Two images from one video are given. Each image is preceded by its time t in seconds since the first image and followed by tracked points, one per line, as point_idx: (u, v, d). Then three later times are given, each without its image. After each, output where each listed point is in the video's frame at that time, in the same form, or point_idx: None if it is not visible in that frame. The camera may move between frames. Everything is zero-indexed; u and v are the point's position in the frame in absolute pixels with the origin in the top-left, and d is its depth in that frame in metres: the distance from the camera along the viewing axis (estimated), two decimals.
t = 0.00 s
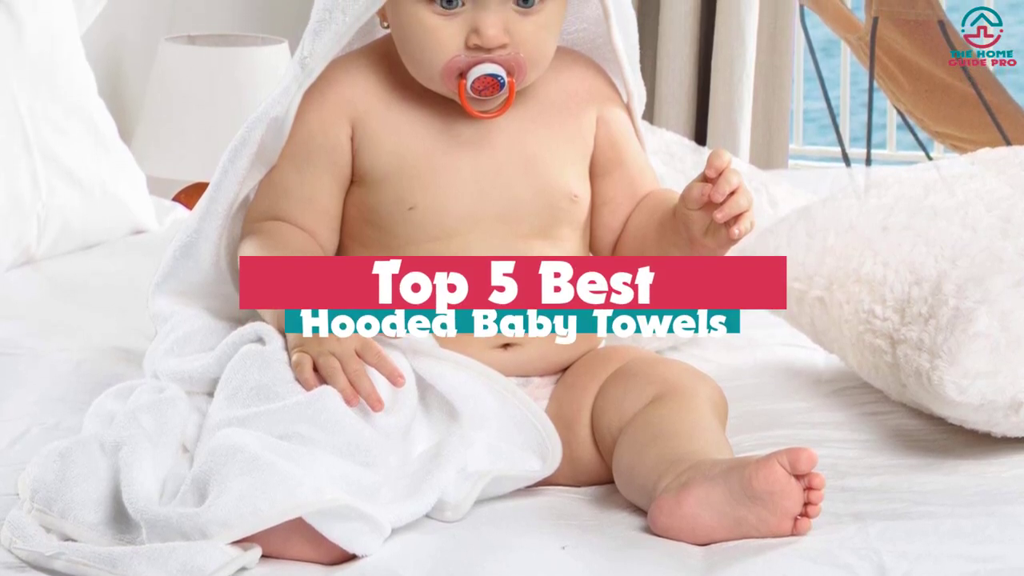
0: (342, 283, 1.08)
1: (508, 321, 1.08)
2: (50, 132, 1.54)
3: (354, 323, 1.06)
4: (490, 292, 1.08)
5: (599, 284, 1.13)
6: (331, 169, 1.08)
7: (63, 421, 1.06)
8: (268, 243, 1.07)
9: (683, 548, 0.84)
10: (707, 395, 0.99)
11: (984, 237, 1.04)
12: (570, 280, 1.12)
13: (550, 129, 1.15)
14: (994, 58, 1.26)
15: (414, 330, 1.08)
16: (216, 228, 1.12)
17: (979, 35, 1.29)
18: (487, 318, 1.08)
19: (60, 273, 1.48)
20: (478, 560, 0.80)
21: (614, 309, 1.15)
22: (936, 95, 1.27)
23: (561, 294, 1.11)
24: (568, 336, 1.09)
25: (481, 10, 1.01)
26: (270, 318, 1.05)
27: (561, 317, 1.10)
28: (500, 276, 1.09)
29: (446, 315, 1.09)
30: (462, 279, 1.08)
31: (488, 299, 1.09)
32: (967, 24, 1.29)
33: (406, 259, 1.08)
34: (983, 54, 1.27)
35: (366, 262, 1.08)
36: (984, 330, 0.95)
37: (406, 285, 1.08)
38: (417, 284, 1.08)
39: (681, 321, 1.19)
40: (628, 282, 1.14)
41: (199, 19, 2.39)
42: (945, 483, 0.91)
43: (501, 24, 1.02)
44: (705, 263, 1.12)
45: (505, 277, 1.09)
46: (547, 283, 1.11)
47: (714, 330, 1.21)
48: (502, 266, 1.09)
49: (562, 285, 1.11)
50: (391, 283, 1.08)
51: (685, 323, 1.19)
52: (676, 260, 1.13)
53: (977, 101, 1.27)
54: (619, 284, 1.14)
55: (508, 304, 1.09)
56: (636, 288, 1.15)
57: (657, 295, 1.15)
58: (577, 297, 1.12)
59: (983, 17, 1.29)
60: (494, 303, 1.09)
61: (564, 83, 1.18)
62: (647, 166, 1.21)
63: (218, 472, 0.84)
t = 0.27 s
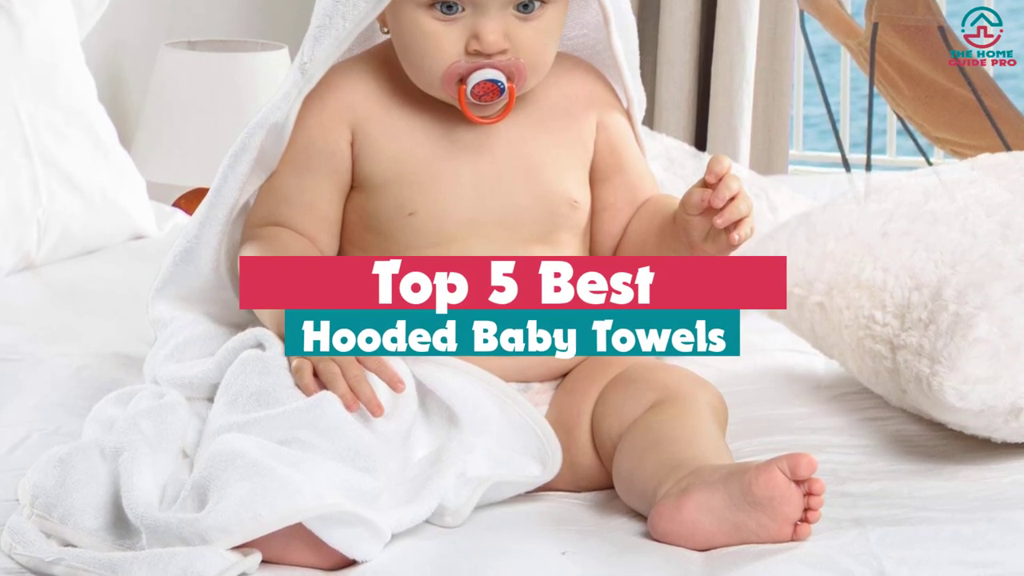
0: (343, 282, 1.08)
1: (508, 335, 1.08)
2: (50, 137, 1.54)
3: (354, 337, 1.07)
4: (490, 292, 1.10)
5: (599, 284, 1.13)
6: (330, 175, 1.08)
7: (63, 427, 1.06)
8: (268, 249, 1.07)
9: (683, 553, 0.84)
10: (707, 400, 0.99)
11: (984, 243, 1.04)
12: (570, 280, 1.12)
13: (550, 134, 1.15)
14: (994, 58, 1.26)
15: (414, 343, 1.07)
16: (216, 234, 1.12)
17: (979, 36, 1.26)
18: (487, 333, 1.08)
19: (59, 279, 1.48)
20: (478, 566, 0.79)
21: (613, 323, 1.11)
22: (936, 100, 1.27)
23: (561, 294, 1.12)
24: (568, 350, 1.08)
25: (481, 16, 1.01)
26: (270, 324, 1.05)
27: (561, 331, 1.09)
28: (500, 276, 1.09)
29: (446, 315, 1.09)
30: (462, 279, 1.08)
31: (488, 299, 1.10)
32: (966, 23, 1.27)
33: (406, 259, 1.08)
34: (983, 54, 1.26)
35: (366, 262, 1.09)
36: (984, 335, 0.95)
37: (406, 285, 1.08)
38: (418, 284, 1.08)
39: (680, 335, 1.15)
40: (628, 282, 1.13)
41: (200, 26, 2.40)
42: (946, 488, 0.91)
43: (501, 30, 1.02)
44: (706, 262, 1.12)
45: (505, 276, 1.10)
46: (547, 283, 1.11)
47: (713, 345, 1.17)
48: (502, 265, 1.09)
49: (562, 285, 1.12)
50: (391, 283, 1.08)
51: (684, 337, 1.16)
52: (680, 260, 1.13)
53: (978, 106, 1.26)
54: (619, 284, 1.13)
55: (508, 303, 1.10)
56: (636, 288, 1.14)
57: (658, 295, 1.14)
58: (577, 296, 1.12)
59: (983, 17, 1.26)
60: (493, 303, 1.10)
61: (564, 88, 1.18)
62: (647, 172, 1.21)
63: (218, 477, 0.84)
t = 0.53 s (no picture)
0: (343, 282, 1.08)
1: (508, 335, 1.09)
2: (50, 143, 1.55)
3: (354, 337, 1.06)
4: (490, 292, 1.09)
5: (599, 284, 1.13)
6: (330, 181, 1.08)
7: (63, 432, 1.06)
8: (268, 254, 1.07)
9: (683, 559, 0.84)
10: (707, 406, 0.99)
11: (983, 248, 1.04)
12: (570, 280, 1.12)
13: (550, 140, 1.15)
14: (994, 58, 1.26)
15: (414, 344, 1.08)
16: (216, 240, 1.12)
17: (979, 36, 1.27)
18: (487, 334, 1.09)
19: (59, 284, 1.48)
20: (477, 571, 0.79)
21: (613, 323, 1.11)
22: (936, 106, 1.27)
23: (561, 294, 1.12)
24: (568, 351, 1.08)
25: (481, 22, 1.01)
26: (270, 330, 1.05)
27: (561, 332, 1.09)
28: (500, 276, 1.09)
29: (446, 315, 1.10)
30: (462, 279, 1.08)
31: (488, 299, 1.10)
32: (966, 23, 1.28)
33: (407, 259, 1.08)
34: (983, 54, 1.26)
35: (366, 261, 1.08)
36: (984, 341, 0.95)
37: (406, 285, 1.08)
38: (418, 284, 1.08)
39: (680, 336, 1.13)
40: (628, 282, 1.13)
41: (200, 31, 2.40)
42: (946, 494, 0.91)
43: (501, 35, 1.02)
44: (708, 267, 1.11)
45: (505, 277, 1.09)
46: (547, 283, 1.11)
47: (713, 347, 1.15)
48: (502, 265, 1.09)
49: (562, 285, 1.12)
50: (391, 283, 1.08)
51: (684, 338, 1.13)
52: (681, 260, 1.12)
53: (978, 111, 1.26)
54: (619, 284, 1.14)
55: (508, 303, 1.10)
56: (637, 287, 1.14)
57: (657, 295, 1.14)
58: (577, 296, 1.12)
59: (982, 17, 1.27)
60: (493, 303, 1.10)
61: (564, 93, 1.18)
62: (647, 177, 1.21)
63: (218, 483, 0.84)
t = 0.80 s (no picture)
0: (342, 283, 1.08)
1: (508, 336, 1.08)
2: (50, 150, 1.55)
3: (354, 337, 1.05)
4: (490, 292, 1.10)
5: (599, 285, 1.13)
6: (330, 187, 1.08)
7: (62, 439, 1.06)
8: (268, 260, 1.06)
9: (683, 566, 0.84)
10: (707, 412, 0.99)
11: (984, 255, 1.04)
12: (570, 280, 1.12)
13: (550, 146, 1.15)
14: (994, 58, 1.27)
15: (413, 344, 1.07)
16: (216, 246, 1.13)
17: (979, 36, 1.26)
18: (487, 334, 1.08)
19: (59, 291, 1.48)
20: None
21: (614, 323, 1.12)
22: (936, 112, 1.27)
23: (561, 294, 1.12)
24: (568, 351, 1.09)
25: (481, 29, 1.01)
26: (270, 337, 1.05)
27: (561, 332, 1.10)
28: (500, 276, 1.09)
29: (446, 314, 1.09)
30: (462, 279, 1.08)
31: (488, 299, 1.10)
32: (967, 24, 1.27)
33: (407, 259, 1.08)
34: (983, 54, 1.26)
35: (366, 261, 1.08)
36: (984, 347, 0.95)
37: (406, 284, 1.08)
38: (418, 284, 1.08)
39: (680, 336, 1.15)
40: (628, 282, 1.14)
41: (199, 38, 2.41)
42: (946, 500, 0.91)
43: (501, 42, 1.02)
44: (712, 266, 1.10)
45: (505, 276, 1.09)
46: (547, 283, 1.11)
47: (713, 347, 1.17)
48: (502, 265, 1.09)
49: (562, 285, 1.12)
50: (391, 283, 1.08)
51: (684, 338, 1.15)
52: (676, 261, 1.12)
53: (978, 119, 1.27)
54: (619, 284, 1.14)
55: (508, 303, 1.10)
56: (636, 288, 1.14)
57: (657, 295, 1.14)
58: (577, 296, 1.12)
59: (982, 17, 1.27)
60: (493, 302, 1.10)
61: (564, 100, 1.19)
62: (647, 184, 1.21)
63: (218, 490, 0.84)
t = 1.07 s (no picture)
0: (342, 283, 1.08)
1: (508, 336, 1.10)
2: (50, 156, 1.55)
3: (354, 337, 1.07)
4: (490, 292, 1.10)
5: (600, 284, 1.13)
6: (330, 194, 1.08)
7: (62, 445, 1.06)
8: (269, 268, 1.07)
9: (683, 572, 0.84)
10: (707, 418, 0.99)
11: (984, 261, 1.04)
12: (570, 280, 1.12)
13: (550, 153, 1.15)
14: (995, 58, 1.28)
15: (413, 344, 1.09)
16: (216, 252, 1.13)
17: (979, 36, 1.27)
18: (487, 334, 1.10)
19: (59, 297, 1.48)
20: None
21: (614, 323, 1.14)
22: (936, 119, 1.27)
23: (561, 294, 1.12)
24: (568, 351, 1.10)
25: (481, 35, 1.01)
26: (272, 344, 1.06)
27: (561, 332, 1.11)
28: (500, 276, 1.09)
29: (446, 315, 1.10)
30: (462, 279, 1.09)
31: (488, 299, 1.10)
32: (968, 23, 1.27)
33: (406, 259, 1.08)
34: (982, 54, 1.27)
35: (366, 261, 1.08)
36: (984, 354, 0.95)
37: (406, 284, 1.08)
38: (417, 284, 1.08)
39: (680, 336, 1.16)
40: (628, 282, 1.14)
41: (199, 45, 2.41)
42: (945, 506, 0.91)
43: (501, 48, 1.02)
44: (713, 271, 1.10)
45: (505, 276, 1.10)
46: (547, 283, 1.11)
47: (714, 347, 1.18)
48: (502, 265, 1.09)
49: (562, 285, 1.12)
50: (391, 283, 1.08)
51: (684, 338, 1.16)
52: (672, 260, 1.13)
53: (978, 125, 1.26)
54: (619, 284, 1.14)
55: (508, 303, 1.11)
56: (636, 288, 1.14)
57: (657, 296, 1.14)
58: (577, 296, 1.13)
59: (983, 17, 1.28)
60: (493, 303, 1.11)
61: (564, 106, 1.19)
62: (647, 190, 1.21)
63: (218, 496, 0.84)
